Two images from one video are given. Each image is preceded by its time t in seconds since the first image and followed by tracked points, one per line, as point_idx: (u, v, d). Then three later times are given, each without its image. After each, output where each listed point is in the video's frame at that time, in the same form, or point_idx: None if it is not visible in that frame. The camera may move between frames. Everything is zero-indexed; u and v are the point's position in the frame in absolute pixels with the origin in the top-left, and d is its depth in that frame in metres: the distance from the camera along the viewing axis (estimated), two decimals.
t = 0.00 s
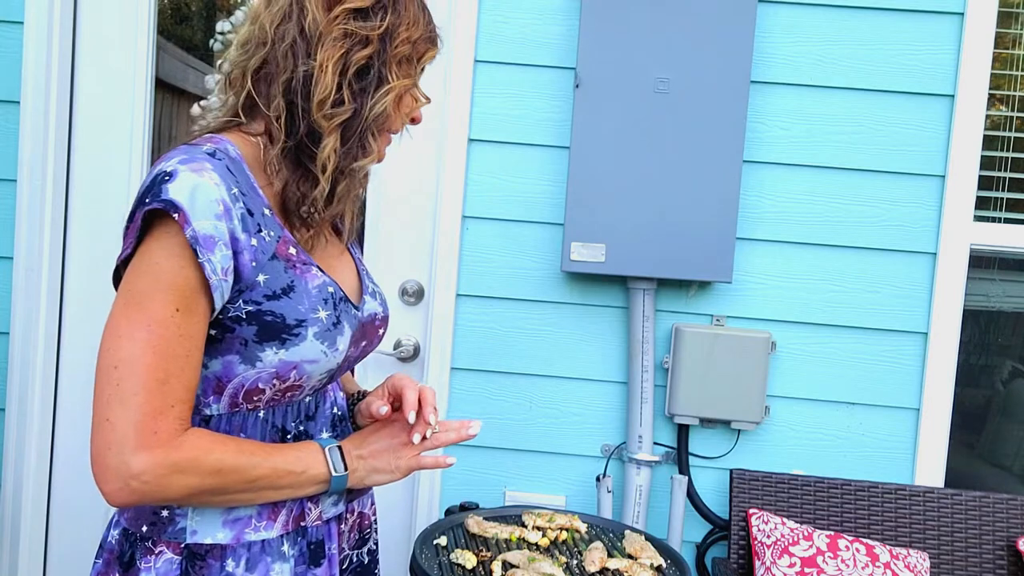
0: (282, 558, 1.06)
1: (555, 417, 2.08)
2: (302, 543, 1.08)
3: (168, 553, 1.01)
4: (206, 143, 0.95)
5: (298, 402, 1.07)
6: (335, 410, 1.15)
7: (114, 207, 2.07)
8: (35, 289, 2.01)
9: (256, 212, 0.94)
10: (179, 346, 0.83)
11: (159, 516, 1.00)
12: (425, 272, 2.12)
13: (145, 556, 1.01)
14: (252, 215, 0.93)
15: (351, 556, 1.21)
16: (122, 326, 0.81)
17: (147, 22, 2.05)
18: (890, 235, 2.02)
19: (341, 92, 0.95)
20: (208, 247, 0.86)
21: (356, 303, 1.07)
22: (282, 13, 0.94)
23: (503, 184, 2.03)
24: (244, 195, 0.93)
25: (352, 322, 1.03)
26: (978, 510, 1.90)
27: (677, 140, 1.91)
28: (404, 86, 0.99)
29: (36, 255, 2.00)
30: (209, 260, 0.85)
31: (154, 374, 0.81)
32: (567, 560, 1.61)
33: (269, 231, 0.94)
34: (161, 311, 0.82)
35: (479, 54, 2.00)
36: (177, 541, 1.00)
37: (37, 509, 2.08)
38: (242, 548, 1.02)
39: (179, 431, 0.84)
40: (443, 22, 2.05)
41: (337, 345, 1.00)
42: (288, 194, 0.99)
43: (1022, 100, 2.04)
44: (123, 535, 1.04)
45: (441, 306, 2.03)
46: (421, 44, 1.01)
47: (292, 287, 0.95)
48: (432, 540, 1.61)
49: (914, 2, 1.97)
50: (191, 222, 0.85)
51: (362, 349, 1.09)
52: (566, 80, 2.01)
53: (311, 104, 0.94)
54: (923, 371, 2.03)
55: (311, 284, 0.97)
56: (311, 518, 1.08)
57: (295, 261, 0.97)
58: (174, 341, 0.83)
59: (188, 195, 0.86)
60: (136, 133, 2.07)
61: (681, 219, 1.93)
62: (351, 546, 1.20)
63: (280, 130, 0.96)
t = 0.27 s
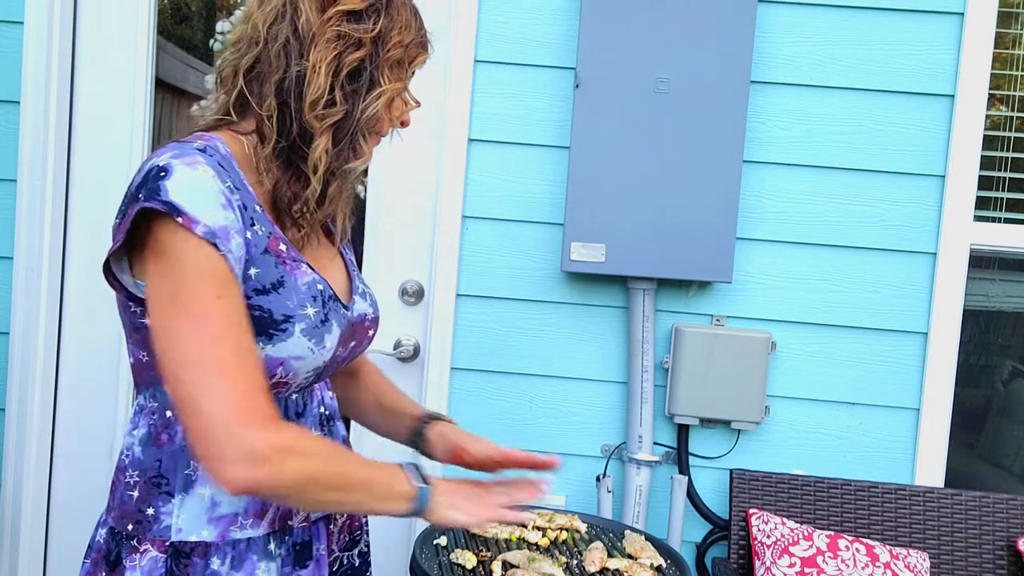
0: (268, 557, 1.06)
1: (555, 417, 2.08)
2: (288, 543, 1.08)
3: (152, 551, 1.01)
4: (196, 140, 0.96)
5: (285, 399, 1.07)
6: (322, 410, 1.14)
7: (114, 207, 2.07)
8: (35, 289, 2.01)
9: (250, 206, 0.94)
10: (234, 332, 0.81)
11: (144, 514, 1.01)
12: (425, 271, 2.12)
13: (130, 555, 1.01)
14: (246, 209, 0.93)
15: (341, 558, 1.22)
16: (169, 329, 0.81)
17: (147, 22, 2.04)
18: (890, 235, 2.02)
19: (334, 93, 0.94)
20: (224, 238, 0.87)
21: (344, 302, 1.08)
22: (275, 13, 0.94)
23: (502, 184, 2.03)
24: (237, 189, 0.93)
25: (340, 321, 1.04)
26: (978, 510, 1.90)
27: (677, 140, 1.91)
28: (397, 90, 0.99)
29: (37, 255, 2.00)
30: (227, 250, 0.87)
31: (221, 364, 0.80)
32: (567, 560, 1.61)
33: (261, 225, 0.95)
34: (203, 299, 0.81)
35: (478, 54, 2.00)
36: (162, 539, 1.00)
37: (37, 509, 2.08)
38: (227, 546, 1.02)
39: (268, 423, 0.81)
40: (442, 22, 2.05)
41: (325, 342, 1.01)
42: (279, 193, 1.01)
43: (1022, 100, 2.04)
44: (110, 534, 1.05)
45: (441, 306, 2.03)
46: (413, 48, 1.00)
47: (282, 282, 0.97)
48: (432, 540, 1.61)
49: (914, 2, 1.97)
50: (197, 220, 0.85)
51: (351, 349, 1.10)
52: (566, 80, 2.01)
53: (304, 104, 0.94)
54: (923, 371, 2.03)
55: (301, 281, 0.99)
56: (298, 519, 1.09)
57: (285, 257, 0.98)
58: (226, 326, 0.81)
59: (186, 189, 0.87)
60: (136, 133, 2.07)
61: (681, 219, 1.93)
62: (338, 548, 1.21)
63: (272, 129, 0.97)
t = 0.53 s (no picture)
0: (268, 554, 1.06)
1: (555, 417, 2.08)
2: (286, 540, 1.08)
3: (153, 550, 1.01)
4: (200, 139, 0.96)
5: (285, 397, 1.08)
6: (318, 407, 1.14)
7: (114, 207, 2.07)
8: (35, 290, 2.01)
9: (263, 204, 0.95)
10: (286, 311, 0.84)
11: (143, 512, 1.01)
12: (425, 271, 2.12)
13: (130, 553, 1.01)
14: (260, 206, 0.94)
15: (334, 556, 1.20)
16: (225, 325, 0.84)
17: (147, 22, 2.04)
18: (890, 235, 2.02)
19: (327, 90, 0.94)
20: (255, 229, 0.89)
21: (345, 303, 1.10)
22: (268, 10, 0.94)
23: (503, 184, 2.03)
24: (250, 187, 0.95)
25: (343, 322, 1.07)
26: (978, 510, 1.90)
27: (677, 140, 1.91)
28: (391, 87, 0.99)
29: (36, 255, 2.00)
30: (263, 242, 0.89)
31: (285, 345, 0.83)
32: (567, 560, 1.61)
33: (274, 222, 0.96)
34: (253, 287, 0.84)
35: (479, 54, 2.00)
36: (163, 537, 1.00)
37: (37, 509, 2.08)
38: (228, 543, 1.02)
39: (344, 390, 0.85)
40: (441, 22, 2.06)
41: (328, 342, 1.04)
42: (278, 191, 1.01)
43: (1022, 100, 2.04)
44: (106, 533, 1.04)
45: (441, 306, 2.03)
46: (406, 47, 1.00)
47: (293, 281, 0.99)
48: (432, 540, 1.60)
49: (914, 2, 1.97)
50: (233, 216, 0.87)
51: (344, 347, 1.14)
52: (566, 80, 2.01)
53: (298, 101, 0.94)
54: (923, 371, 2.03)
55: (309, 280, 1.00)
56: (297, 516, 1.09)
57: (295, 256, 0.99)
58: (278, 307, 0.84)
59: (210, 187, 0.89)
60: (136, 133, 2.07)
61: (681, 219, 1.93)
62: (334, 546, 1.20)
63: (267, 126, 0.97)
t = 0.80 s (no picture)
0: (275, 553, 1.05)
1: (555, 417, 2.08)
2: (292, 539, 1.08)
3: (161, 549, 1.01)
4: (209, 140, 0.96)
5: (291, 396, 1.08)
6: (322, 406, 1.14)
7: (113, 207, 2.07)
8: (35, 290, 2.01)
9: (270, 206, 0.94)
10: (292, 313, 0.84)
11: (150, 512, 1.01)
12: (425, 271, 2.12)
13: (137, 553, 1.02)
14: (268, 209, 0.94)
15: (333, 554, 1.21)
16: (233, 328, 0.84)
17: (147, 22, 2.04)
18: (890, 235, 2.02)
19: (328, 87, 0.94)
20: (267, 233, 0.89)
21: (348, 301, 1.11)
22: (268, 9, 0.94)
23: (503, 184, 2.03)
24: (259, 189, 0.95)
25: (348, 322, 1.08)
26: (978, 510, 1.90)
27: (677, 140, 1.91)
28: (392, 83, 0.99)
29: (36, 255, 2.00)
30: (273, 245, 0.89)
31: (290, 348, 0.82)
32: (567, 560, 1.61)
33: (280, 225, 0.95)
34: (261, 290, 0.84)
35: (479, 54, 2.00)
36: (171, 537, 1.01)
37: (37, 509, 2.08)
38: (236, 542, 1.02)
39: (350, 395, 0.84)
40: (441, 22, 2.06)
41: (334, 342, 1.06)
42: (282, 189, 1.01)
43: (1022, 100, 2.04)
44: (113, 533, 1.05)
45: (440, 306, 2.03)
46: (407, 43, 0.99)
47: (298, 283, 0.98)
48: (432, 540, 1.59)
49: (914, 2, 1.97)
50: (242, 219, 0.87)
51: (349, 347, 1.15)
52: (566, 80, 2.01)
53: (299, 98, 0.94)
54: (923, 371, 2.03)
55: (315, 281, 1.01)
56: (303, 515, 1.08)
57: (299, 258, 0.99)
58: (285, 308, 0.84)
59: (219, 190, 0.89)
60: (136, 133, 2.06)
61: (681, 219, 1.93)
62: (334, 544, 1.20)
63: (270, 124, 0.97)
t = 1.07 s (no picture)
0: (283, 552, 1.06)
1: (555, 417, 2.08)
2: (298, 538, 1.09)
3: (170, 548, 1.01)
4: (219, 140, 0.97)
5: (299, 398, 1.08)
6: (331, 407, 1.15)
7: (113, 207, 2.07)
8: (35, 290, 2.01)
9: (275, 208, 0.94)
10: (270, 334, 0.80)
11: (159, 510, 1.01)
12: (425, 271, 2.12)
13: (146, 551, 1.01)
14: (273, 211, 0.94)
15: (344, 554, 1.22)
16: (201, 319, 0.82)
17: (147, 22, 2.04)
18: (890, 235, 2.02)
19: (333, 85, 0.94)
20: (261, 242, 0.87)
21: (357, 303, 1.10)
22: (273, 10, 0.94)
23: (503, 184, 2.03)
24: (264, 191, 0.94)
25: (356, 322, 1.07)
26: (978, 510, 1.90)
27: (677, 140, 1.91)
28: (398, 79, 0.98)
29: (37, 256, 2.00)
30: (266, 253, 0.87)
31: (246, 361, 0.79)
32: (567, 560, 1.61)
33: (287, 227, 0.95)
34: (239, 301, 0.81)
35: (479, 54, 2.00)
36: (179, 535, 1.01)
37: (37, 509, 2.09)
38: (244, 542, 1.02)
39: (303, 431, 0.79)
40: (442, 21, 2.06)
41: (343, 343, 1.05)
42: (291, 190, 1.01)
43: (1022, 100, 2.04)
44: (122, 531, 1.05)
45: (441, 306, 2.03)
46: (413, 39, 0.99)
47: (307, 284, 0.98)
48: (432, 540, 1.61)
49: (914, 2, 1.97)
50: (235, 225, 0.86)
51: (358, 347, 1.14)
52: (566, 80, 2.01)
53: (305, 97, 0.94)
54: (923, 371, 2.03)
55: (323, 283, 1.00)
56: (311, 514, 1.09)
57: (308, 259, 0.99)
58: (262, 329, 0.80)
59: (220, 192, 0.88)
60: (135, 133, 2.06)
61: (681, 219, 1.93)
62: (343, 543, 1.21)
63: (277, 124, 0.97)
